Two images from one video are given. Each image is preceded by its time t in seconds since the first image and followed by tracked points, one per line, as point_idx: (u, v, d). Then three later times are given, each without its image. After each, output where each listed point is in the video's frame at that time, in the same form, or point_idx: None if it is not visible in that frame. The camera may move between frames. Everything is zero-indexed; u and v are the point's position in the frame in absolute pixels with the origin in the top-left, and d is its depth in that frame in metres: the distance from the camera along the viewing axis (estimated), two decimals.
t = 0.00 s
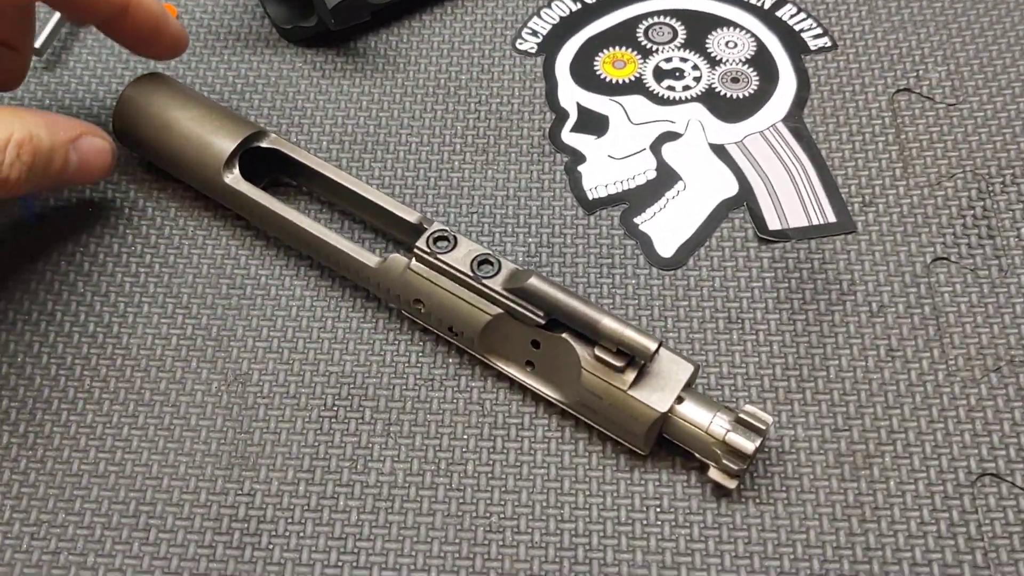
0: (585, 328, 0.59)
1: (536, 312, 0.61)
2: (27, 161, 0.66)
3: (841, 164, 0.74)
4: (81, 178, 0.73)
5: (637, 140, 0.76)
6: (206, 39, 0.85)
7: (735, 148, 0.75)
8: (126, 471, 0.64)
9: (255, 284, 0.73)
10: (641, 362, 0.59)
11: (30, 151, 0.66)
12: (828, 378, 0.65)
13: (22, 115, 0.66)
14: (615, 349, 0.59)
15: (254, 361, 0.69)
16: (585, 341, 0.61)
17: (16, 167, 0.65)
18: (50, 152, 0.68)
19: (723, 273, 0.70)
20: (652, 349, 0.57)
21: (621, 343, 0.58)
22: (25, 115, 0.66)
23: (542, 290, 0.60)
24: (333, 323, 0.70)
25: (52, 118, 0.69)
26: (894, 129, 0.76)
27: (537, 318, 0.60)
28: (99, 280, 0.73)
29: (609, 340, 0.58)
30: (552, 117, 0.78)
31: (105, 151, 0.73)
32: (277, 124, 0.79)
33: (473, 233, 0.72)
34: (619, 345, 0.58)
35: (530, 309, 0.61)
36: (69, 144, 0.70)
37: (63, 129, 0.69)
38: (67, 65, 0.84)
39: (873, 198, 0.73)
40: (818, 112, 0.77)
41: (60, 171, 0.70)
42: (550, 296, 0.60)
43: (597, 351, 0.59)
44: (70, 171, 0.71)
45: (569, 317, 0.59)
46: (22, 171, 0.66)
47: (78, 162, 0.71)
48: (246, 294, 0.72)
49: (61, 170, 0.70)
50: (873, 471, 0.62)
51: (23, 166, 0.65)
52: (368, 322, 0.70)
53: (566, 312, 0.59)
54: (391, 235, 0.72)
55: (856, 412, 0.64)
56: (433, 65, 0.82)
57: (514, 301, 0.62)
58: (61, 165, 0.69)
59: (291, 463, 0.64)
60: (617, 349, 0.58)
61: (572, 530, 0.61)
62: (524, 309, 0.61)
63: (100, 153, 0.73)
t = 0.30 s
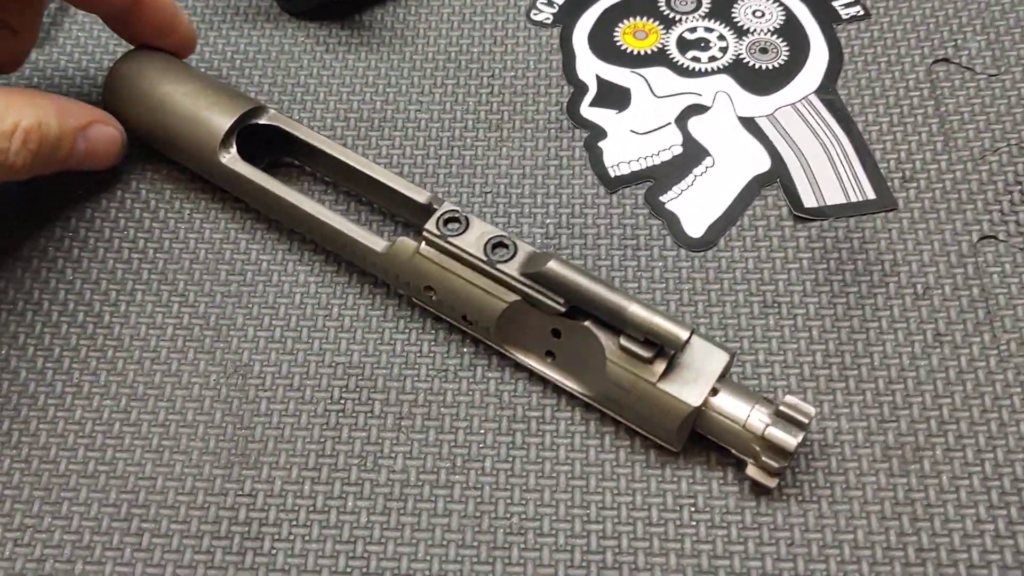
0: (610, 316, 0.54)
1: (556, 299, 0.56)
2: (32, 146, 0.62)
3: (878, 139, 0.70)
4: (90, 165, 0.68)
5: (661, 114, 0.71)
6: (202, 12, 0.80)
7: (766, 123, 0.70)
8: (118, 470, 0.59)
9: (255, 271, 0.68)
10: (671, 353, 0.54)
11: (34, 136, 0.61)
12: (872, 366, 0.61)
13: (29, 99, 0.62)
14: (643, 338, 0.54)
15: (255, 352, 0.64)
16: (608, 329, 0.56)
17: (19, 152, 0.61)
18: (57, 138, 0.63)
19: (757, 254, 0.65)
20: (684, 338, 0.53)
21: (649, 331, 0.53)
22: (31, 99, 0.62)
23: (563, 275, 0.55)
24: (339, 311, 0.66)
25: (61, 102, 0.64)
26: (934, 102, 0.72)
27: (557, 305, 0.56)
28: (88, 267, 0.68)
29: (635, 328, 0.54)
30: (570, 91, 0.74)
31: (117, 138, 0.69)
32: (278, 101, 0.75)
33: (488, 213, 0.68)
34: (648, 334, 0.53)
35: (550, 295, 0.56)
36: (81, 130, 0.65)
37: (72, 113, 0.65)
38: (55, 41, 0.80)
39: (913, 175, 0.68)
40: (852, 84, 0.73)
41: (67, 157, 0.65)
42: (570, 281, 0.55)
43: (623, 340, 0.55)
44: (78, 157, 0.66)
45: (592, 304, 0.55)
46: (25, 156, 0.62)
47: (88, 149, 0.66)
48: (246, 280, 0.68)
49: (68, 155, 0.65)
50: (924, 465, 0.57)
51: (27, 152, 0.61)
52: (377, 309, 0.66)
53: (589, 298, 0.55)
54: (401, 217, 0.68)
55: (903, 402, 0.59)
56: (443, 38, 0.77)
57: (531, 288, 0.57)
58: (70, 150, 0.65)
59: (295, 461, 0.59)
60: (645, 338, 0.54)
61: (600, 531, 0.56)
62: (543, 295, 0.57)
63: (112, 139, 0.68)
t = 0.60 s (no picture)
0: (607, 345, 0.51)
1: (554, 326, 0.54)
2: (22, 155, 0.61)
3: (895, 135, 0.69)
4: (85, 172, 0.67)
5: (674, 111, 0.70)
6: (205, 8, 0.79)
7: (780, 119, 0.69)
8: (123, 476, 0.58)
9: (261, 272, 0.67)
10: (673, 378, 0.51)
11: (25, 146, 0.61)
12: (891, 366, 0.59)
13: (22, 107, 0.61)
14: (642, 367, 0.51)
15: (261, 355, 0.63)
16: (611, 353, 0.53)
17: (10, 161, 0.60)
18: (48, 147, 0.63)
19: (772, 253, 0.64)
20: (683, 369, 0.49)
21: (647, 361, 0.50)
22: (25, 106, 0.61)
23: (556, 304, 0.52)
24: (347, 313, 0.65)
25: (54, 109, 0.63)
26: (951, 97, 0.70)
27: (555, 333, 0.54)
28: (92, 268, 0.67)
29: (633, 359, 0.51)
30: (581, 87, 0.73)
31: (112, 146, 0.68)
32: (284, 99, 0.73)
33: (498, 212, 0.67)
34: (646, 364, 0.51)
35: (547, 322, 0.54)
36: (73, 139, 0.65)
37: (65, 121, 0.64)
38: (58, 38, 0.79)
39: (931, 171, 0.67)
40: (867, 79, 0.71)
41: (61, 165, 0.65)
42: (565, 309, 0.52)
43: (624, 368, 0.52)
44: (72, 165, 0.66)
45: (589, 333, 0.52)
46: (15, 165, 0.61)
47: (81, 157, 0.66)
48: (252, 282, 0.67)
49: (61, 163, 0.65)
50: (945, 467, 0.56)
51: (18, 160, 0.61)
52: (385, 310, 0.65)
53: (585, 327, 0.52)
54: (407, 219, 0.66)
55: (923, 403, 0.58)
56: (450, 34, 0.76)
57: (528, 313, 0.55)
58: (63, 157, 0.64)
59: (303, 466, 0.58)
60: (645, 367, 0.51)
61: (614, 536, 0.55)
62: (541, 322, 0.54)
63: (106, 147, 0.67)
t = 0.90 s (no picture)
0: (624, 319, 0.53)
1: (568, 305, 0.55)
2: (12, 152, 0.60)
3: (893, 137, 0.69)
4: (72, 171, 0.67)
5: (672, 113, 0.70)
6: (208, 12, 0.79)
7: (778, 122, 0.69)
8: (126, 477, 0.59)
9: (263, 275, 0.68)
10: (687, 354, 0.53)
11: (15, 143, 0.60)
12: (889, 368, 0.60)
13: (14, 103, 0.60)
14: (658, 341, 0.53)
15: (263, 357, 0.63)
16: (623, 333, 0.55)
17: None
18: (38, 144, 0.62)
19: (771, 255, 0.64)
20: (701, 339, 0.51)
21: (665, 333, 0.52)
22: (16, 102, 0.60)
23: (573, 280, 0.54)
24: (348, 315, 0.65)
25: (45, 107, 0.63)
26: (949, 100, 0.71)
27: (570, 311, 0.55)
28: (95, 271, 0.68)
29: (651, 332, 0.52)
30: (580, 90, 0.73)
31: (103, 146, 0.67)
32: (285, 102, 0.74)
33: (499, 214, 0.67)
34: (664, 337, 0.52)
35: (562, 302, 0.55)
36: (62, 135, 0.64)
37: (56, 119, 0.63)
38: (61, 42, 0.79)
39: (928, 174, 0.67)
40: (865, 82, 0.72)
41: (50, 162, 0.64)
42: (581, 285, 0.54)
43: (638, 344, 0.54)
44: (60, 164, 0.65)
45: (606, 308, 0.53)
46: (4, 162, 0.60)
47: (70, 156, 0.65)
48: (254, 284, 0.67)
49: (49, 162, 0.64)
50: (942, 468, 0.56)
51: (7, 157, 0.60)
52: (386, 313, 0.65)
53: (603, 302, 0.53)
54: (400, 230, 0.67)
55: (922, 404, 0.58)
56: (450, 38, 0.77)
57: (542, 293, 0.56)
58: (52, 155, 0.64)
59: (305, 467, 0.59)
60: (660, 340, 0.53)
61: (614, 537, 0.55)
62: (554, 301, 0.56)
63: (98, 146, 0.67)
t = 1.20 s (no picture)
0: (636, 304, 0.54)
1: (579, 293, 0.56)
2: (4, 150, 0.59)
3: (896, 138, 0.69)
4: (68, 173, 0.66)
5: (676, 114, 0.71)
6: (213, 12, 0.80)
7: (782, 122, 0.70)
8: (132, 476, 0.59)
9: (268, 274, 0.68)
10: (697, 341, 0.54)
11: (6, 140, 0.59)
12: (893, 367, 0.60)
13: (4, 102, 0.60)
14: (669, 327, 0.54)
15: (269, 356, 0.64)
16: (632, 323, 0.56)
17: None
18: (31, 142, 0.61)
19: (775, 255, 0.65)
20: (713, 323, 0.52)
21: (677, 317, 0.53)
22: (6, 101, 0.60)
23: (586, 267, 0.55)
24: (353, 315, 0.65)
25: (38, 106, 0.62)
26: (952, 100, 0.71)
27: (580, 299, 0.56)
28: (100, 271, 0.68)
29: (662, 317, 0.53)
30: (584, 91, 0.73)
31: (99, 146, 0.67)
32: (290, 102, 0.74)
33: (503, 214, 0.67)
34: (675, 322, 0.53)
35: (572, 289, 0.56)
36: (56, 136, 0.63)
37: (50, 118, 0.63)
38: (66, 42, 0.79)
39: (931, 174, 0.68)
40: (868, 83, 0.72)
41: (45, 164, 0.63)
42: (593, 273, 0.55)
43: (648, 332, 0.54)
44: (55, 165, 0.64)
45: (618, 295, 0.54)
46: None
47: (65, 156, 0.64)
48: (259, 284, 0.67)
49: (43, 162, 0.63)
50: (946, 467, 0.56)
51: None
52: (391, 312, 0.66)
53: (615, 288, 0.54)
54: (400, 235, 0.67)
55: (926, 403, 0.59)
56: (454, 39, 0.77)
57: (552, 281, 0.56)
58: (46, 155, 0.63)
59: (311, 466, 0.59)
60: (671, 326, 0.53)
61: (619, 535, 0.56)
62: (564, 289, 0.56)
63: (93, 147, 0.66)
